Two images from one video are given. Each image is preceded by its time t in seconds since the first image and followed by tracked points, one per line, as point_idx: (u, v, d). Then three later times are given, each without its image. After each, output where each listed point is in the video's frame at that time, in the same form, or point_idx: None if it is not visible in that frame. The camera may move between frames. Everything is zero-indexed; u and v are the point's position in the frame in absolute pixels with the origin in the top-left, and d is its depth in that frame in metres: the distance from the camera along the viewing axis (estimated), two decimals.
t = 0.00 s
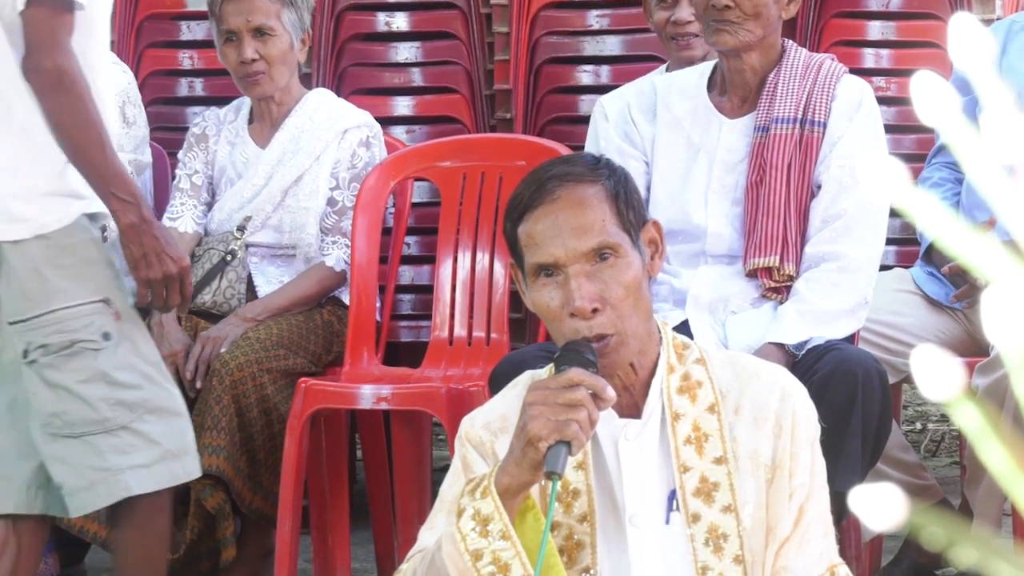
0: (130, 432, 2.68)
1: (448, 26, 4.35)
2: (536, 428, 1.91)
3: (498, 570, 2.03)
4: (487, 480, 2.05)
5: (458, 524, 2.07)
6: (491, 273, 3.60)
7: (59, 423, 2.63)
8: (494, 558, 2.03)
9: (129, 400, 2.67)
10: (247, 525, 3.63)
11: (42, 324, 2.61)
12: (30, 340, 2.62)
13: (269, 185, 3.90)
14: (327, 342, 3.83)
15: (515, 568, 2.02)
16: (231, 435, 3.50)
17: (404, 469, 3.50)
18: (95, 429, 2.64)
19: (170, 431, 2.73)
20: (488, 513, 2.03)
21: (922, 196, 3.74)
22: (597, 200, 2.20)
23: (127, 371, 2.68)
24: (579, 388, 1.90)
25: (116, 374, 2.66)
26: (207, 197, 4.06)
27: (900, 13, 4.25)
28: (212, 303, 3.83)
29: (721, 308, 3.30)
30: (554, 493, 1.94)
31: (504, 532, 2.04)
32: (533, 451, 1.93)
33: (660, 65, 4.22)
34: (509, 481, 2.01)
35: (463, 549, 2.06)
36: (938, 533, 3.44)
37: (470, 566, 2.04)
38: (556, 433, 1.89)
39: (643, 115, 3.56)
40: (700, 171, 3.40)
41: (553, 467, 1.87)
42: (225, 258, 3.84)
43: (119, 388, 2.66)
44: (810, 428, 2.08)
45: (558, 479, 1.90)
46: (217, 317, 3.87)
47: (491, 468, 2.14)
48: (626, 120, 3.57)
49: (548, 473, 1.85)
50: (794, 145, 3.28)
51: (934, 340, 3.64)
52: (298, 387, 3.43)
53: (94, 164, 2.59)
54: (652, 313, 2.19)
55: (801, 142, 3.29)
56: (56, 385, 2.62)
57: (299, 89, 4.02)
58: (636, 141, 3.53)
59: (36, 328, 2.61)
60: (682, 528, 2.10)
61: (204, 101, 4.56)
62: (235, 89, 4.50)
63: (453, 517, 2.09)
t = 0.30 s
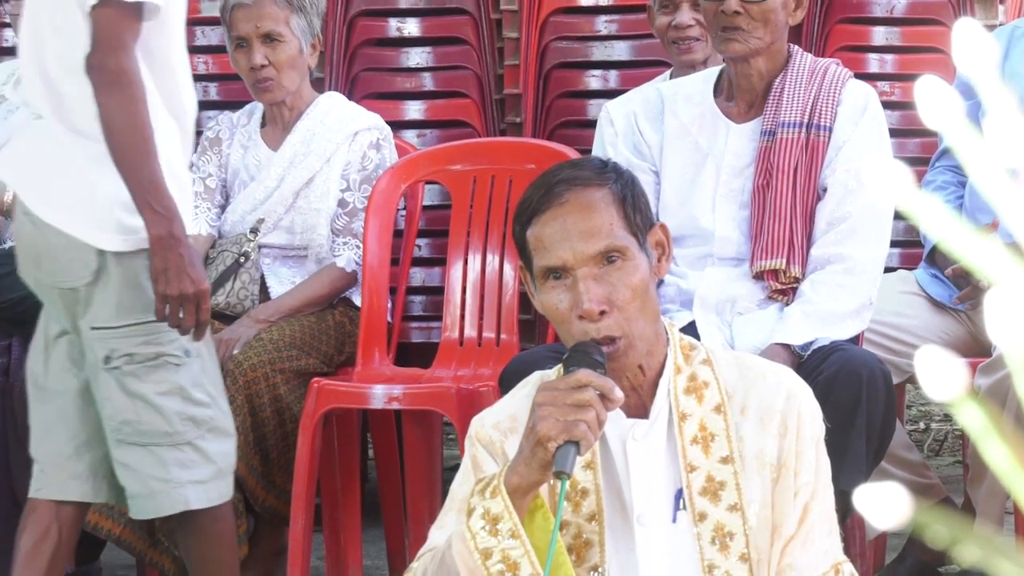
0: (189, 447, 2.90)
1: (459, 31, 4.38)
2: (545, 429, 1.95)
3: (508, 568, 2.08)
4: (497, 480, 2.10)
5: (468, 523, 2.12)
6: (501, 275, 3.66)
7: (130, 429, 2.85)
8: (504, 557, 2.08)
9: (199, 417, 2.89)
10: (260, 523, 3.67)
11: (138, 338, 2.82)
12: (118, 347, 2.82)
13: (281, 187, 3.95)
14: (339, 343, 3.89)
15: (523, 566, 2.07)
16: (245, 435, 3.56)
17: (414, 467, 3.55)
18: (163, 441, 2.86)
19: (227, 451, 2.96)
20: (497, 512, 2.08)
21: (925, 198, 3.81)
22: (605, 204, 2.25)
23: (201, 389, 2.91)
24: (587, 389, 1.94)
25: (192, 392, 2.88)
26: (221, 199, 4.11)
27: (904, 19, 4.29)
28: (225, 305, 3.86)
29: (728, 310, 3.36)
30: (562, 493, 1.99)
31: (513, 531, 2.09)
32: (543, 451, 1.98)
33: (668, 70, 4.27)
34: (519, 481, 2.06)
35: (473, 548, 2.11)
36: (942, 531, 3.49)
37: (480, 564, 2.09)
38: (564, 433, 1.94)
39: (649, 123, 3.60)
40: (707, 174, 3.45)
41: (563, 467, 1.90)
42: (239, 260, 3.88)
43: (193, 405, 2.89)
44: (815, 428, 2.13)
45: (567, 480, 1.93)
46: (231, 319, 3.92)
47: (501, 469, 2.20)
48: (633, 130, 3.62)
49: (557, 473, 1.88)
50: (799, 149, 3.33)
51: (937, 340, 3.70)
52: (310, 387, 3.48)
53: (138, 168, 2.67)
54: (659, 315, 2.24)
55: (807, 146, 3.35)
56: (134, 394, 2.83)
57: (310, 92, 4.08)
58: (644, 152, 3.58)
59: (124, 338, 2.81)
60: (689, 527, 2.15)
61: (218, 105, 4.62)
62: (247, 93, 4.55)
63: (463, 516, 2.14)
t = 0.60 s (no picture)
0: (290, 427, 2.92)
1: (467, 36, 4.47)
2: (552, 429, 2.00)
3: (516, 567, 2.12)
4: (505, 480, 2.13)
5: (477, 523, 2.15)
6: (508, 276, 3.71)
7: (234, 409, 2.87)
8: (512, 556, 2.12)
9: (296, 397, 2.92)
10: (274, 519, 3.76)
11: (238, 316, 2.84)
12: (218, 327, 2.84)
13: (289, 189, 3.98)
14: (347, 343, 3.93)
15: (531, 565, 2.11)
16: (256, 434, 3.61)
17: (423, 466, 3.59)
18: (261, 420, 2.89)
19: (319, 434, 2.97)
20: (505, 512, 2.12)
21: (927, 201, 3.85)
22: (610, 206, 2.30)
23: (298, 370, 2.95)
24: (594, 390, 1.98)
25: (289, 371, 2.91)
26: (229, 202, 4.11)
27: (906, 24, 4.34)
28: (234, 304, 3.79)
29: (732, 311, 3.40)
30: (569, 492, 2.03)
31: (521, 530, 2.13)
32: (550, 453, 2.02)
33: (673, 74, 4.33)
34: (526, 481, 2.09)
35: (482, 547, 2.15)
36: (943, 529, 3.54)
37: (489, 563, 2.13)
38: (571, 434, 1.98)
39: (653, 127, 3.65)
40: (711, 176, 3.51)
41: (569, 467, 1.95)
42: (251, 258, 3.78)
43: (291, 385, 2.92)
44: (819, 427, 2.17)
45: (573, 479, 1.98)
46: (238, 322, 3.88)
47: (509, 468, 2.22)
48: (638, 134, 3.67)
49: (564, 472, 1.94)
50: (801, 152, 3.39)
51: (937, 341, 3.74)
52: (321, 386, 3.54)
53: (250, 163, 2.61)
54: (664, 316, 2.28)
55: (809, 149, 3.40)
56: (231, 373, 2.85)
57: (318, 95, 4.13)
58: (648, 156, 3.63)
59: (223, 319, 2.83)
60: (693, 525, 2.19)
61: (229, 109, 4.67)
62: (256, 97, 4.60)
63: (471, 516, 2.17)
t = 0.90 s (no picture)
0: (298, 424, 2.95)
1: (474, 41, 4.53)
2: (559, 431, 2.03)
3: (523, 567, 2.15)
4: (512, 481, 2.16)
5: (484, 523, 2.18)
6: (514, 277, 3.76)
7: (241, 401, 2.95)
8: (520, 556, 2.15)
9: (304, 394, 2.95)
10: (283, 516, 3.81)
11: (250, 310, 2.93)
12: (232, 320, 2.94)
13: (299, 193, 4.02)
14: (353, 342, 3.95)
15: (539, 565, 2.14)
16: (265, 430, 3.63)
17: (430, 465, 3.64)
18: (268, 414, 2.93)
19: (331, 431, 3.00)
20: (513, 512, 2.15)
21: (928, 204, 3.91)
22: (616, 209, 2.35)
23: (311, 369, 2.97)
24: (600, 393, 2.01)
25: (299, 369, 2.94)
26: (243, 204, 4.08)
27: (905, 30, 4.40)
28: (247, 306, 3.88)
29: (734, 311, 3.46)
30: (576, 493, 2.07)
31: (529, 530, 2.16)
32: (557, 454, 2.05)
33: (676, 78, 4.38)
34: (534, 482, 2.13)
35: (489, 547, 2.18)
36: (943, 527, 3.59)
37: (496, 563, 2.16)
38: (578, 436, 2.01)
39: (657, 131, 3.72)
40: (714, 178, 3.56)
41: (577, 469, 1.98)
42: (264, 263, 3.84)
43: (301, 383, 2.95)
44: (819, 426, 2.22)
45: (580, 480, 2.01)
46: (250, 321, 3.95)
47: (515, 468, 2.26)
48: (642, 137, 3.73)
49: (571, 475, 1.97)
50: (803, 155, 3.44)
51: (936, 341, 3.79)
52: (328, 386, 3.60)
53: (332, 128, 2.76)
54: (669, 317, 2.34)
55: (811, 152, 3.45)
56: (242, 366, 2.93)
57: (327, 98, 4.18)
58: (652, 159, 3.70)
59: (237, 311, 2.93)
60: (696, 523, 2.23)
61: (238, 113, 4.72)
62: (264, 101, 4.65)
63: (479, 515, 2.20)
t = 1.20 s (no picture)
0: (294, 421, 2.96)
1: (478, 44, 4.57)
2: (566, 430, 2.08)
3: (529, 564, 2.19)
4: (518, 478, 2.21)
5: (492, 520, 2.23)
6: (518, 277, 3.83)
7: (240, 400, 3.03)
8: (526, 552, 2.19)
9: (298, 398, 2.95)
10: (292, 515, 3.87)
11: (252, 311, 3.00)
12: (239, 321, 3.03)
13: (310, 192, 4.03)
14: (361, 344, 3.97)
15: (544, 561, 2.18)
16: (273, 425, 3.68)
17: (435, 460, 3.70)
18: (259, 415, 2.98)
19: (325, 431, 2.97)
20: (520, 510, 2.19)
21: (926, 204, 3.93)
22: (622, 210, 2.40)
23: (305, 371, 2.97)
24: (606, 393, 2.06)
25: (291, 370, 2.96)
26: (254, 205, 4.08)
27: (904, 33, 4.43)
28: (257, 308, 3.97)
29: (735, 310, 3.52)
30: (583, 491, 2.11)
31: (536, 527, 2.20)
32: (564, 453, 2.10)
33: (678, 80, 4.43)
34: (541, 480, 2.17)
35: (496, 543, 2.22)
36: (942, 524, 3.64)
37: (504, 559, 2.20)
38: (585, 435, 2.06)
39: (661, 131, 3.77)
40: (716, 177, 3.62)
41: (584, 468, 2.03)
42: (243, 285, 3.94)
43: (293, 384, 2.96)
44: (821, 425, 2.25)
45: (587, 479, 2.06)
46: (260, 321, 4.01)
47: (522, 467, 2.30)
48: (646, 138, 3.78)
49: (579, 473, 2.02)
50: (806, 157, 3.50)
51: (935, 339, 3.84)
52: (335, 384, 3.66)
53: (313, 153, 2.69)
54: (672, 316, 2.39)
55: (814, 153, 3.51)
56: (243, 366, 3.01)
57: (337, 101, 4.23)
58: (655, 158, 3.75)
59: (241, 312, 3.00)
60: (697, 519, 2.28)
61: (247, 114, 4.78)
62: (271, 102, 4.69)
63: (486, 513, 2.24)
